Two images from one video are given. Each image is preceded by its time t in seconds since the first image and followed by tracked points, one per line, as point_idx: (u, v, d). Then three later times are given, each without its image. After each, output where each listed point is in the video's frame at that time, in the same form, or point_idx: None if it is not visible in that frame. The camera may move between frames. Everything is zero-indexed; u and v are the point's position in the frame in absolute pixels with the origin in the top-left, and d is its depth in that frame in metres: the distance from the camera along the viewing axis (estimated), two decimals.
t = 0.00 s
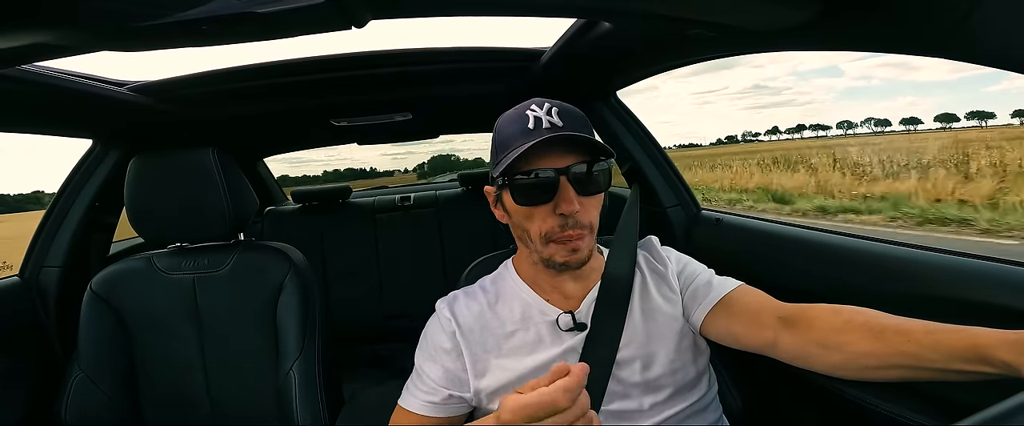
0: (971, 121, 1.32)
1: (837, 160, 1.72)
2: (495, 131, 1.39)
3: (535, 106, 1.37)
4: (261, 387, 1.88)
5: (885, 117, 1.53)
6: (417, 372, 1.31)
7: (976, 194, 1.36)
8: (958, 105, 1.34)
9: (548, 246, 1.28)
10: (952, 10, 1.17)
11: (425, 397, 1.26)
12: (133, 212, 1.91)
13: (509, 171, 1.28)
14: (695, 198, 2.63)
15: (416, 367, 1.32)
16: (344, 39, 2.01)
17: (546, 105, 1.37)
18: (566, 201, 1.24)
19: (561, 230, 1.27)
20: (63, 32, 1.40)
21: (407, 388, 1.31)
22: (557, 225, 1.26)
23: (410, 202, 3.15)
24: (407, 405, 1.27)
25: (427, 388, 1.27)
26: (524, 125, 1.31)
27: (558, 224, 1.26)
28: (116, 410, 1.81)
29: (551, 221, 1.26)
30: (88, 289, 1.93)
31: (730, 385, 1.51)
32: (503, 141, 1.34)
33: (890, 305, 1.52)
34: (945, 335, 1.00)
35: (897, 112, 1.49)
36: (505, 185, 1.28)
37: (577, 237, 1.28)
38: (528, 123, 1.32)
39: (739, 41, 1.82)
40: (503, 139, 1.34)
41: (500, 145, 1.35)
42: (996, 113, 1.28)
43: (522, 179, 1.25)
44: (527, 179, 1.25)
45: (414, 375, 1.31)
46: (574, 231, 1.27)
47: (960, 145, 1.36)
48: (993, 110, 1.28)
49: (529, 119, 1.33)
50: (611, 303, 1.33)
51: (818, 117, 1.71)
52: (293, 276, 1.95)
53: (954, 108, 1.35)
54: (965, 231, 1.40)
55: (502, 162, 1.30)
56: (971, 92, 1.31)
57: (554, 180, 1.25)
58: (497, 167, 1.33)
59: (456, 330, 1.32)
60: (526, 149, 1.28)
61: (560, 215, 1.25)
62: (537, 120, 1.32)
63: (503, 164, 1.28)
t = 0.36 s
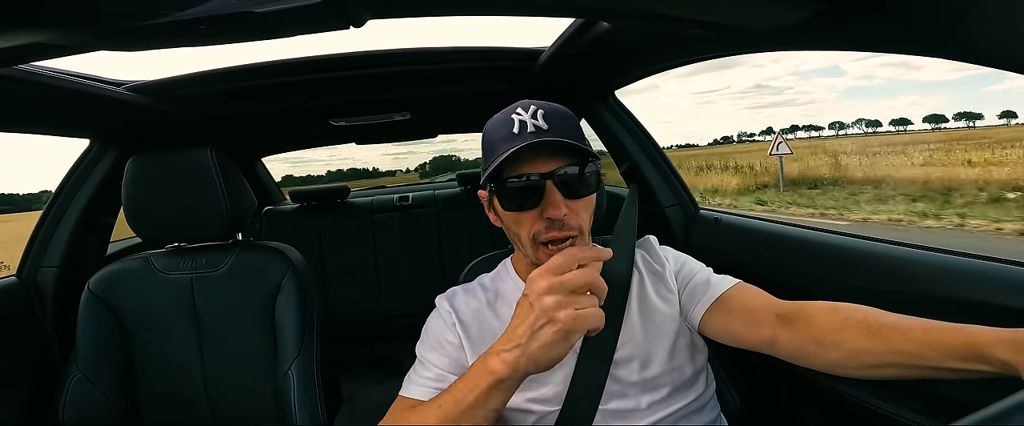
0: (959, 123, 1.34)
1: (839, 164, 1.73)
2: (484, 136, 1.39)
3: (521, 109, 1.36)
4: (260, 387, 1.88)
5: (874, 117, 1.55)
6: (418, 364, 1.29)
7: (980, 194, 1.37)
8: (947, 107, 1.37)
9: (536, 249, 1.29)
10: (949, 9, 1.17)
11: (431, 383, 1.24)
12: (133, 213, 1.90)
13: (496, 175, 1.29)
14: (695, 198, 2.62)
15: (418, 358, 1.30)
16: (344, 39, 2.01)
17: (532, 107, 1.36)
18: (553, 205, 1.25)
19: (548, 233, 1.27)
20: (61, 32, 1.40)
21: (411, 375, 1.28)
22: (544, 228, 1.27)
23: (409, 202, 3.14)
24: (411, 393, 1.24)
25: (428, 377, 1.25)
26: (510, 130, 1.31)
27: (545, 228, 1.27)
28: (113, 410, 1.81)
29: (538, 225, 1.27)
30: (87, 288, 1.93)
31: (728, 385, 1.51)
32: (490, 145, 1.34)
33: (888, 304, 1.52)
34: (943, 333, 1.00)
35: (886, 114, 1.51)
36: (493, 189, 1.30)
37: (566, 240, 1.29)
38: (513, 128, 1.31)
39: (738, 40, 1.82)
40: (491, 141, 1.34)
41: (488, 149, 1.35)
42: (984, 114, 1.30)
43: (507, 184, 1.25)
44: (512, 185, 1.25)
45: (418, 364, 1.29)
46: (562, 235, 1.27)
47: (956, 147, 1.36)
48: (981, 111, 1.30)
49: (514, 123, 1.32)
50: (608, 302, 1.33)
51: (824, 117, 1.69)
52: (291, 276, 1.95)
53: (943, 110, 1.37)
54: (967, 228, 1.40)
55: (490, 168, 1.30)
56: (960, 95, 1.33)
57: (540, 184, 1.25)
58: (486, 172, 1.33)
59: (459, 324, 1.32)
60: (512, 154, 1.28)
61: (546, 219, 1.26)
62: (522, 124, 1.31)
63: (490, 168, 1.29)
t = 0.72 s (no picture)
0: (954, 124, 1.36)
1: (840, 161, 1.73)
2: (491, 128, 1.41)
3: (530, 101, 1.38)
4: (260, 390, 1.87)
5: (866, 118, 1.60)
6: (405, 367, 1.30)
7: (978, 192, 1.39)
8: (941, 111, 1.38)
9: (547, 233, 1.30)
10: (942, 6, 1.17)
11: (407, 391, 1.26)
12: (127, 215, 1.90)
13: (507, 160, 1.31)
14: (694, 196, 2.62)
15: (404, 363, 1.31)
16: (340, 40, 2.01)
17: (541, 99, 1.39)
18: (565, 187, 1.28)
19: (559, 216, 1.29)
20: (55, 35, 1.40)
21: (392, 380, 1.31)
22: (556, 211, 1.29)
23: (406, 202, 3.14)
24: (390, 399, 1.27)
25: (412, 382, 1.27)
26: (520, 118, 1.33)
27: (557, 211, 1.29)
28: (115, 415, 1.80)
29: (549, 208, 1.29)
30: (83, 291, 1.92)
31: (727, 382, 1.51)
32: (499, 134, 1.37)
33: (886, 300, 1.52)
34: (942, 328, 1.00)
35: (881, 115, 1.55)
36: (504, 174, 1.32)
37: (576, 224, 1.31)
38: (524, 116, 1.33)
39: (733, 38, 1.82)
40: (499, 131, 1.37)
41: (496, 138, 1.38)
42: (975, 116, 1.32)
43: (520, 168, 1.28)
44: (527, 169, 1.28)
45: (401, 369, 1.31)
46: (573, 217, 1.30)
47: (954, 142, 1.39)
48: (971, 114, 1.33)
49: (524, 112, 1.34)
50: (606, 300, 1.33)
51: (820, 117, 1.73)
52: (288, 277, 1.95)
53: (938, 111, 1.39)
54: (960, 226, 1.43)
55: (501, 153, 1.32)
56: (958, 97, 1.34)
57: (553, 168, 1.27)
58: (496, 159, 1.35)
59: (449, 328, 1.32)
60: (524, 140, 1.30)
61: (559, 200, 1.28)
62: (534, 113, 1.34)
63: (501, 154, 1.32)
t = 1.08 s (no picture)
0: (944, 125, 1.36)
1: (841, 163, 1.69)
2: (480, 131, 1.44)
3: (513, 102, 1.40)
4: (259, 387, 1.87)
5: (860, 118, 1.60)
6: (404, 364, 1.31)
7: (971, 193, 1.38)
8: (936, 111, 1.38)
9: (533, 231, 1.32)
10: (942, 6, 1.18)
11: (404, 388, 1.26)
12: (128, 212, 1.89)
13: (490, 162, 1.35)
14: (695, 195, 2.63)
15: (403, 360, 1.32)
16: (341, 37, 2.01)
17: (524, 99, 1.40)
18: (545, 183, 1.29)
19: (543, 213, 1.30)
20: (57, 32, 1.40)
21: (392, 378, 1.31)
22: (538, 208, 1.30)
23: (406, 199, 3.14)
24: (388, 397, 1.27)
25: (410, 380, 1.27)
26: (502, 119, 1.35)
27: (540, 208, 1.30)
28: (115, 412, 1.80)
29: (532, 206, 1.30)
30: (84, 288, 1.92)
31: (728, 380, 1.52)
32: (486, 136, 1.40)
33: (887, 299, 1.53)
34: (941, 324, 1.00)
35: (872, 115, 1.56)
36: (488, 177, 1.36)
37: (561, 219, 1.32)
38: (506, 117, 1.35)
39: (733, 37, 1.82)
40: (486, 133, 1.40)
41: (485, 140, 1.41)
42: (967, 116, 1.31)
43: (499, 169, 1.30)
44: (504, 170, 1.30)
45: (400, 368, 1.31)
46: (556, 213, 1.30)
47: (949, 148, 1.37)
48: (962, 114, 1.32)
49: (507, 113, 1.36)
50: (605, 298, 1.33)
51: (812, 117, 1.72)
52: (287, 273, 1.96)
53: (931, 112, 1.39)
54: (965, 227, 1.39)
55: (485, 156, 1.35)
56: (956, 96, 1.33)
57: (532, 165, 1.29)
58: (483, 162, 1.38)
59: (448, 325, 1.32)
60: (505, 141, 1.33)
61: (540, 198, 1.29)
62: (514, 112, 1.35)
63: (485, 157, 1.36)
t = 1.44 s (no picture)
0: (938, 125, 1.35)
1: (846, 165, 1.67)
2: (493, 129, 1.40)
3: (532, 102, 1.38)
4: (260, 389, 1.87)
5: (856, 118, 1.57)
6: (405, 368, 1.31)
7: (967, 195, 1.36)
8: (929, 110, 1.37)
9: (546, 236, 1.29)
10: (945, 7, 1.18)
11: (408, 393, 1.27)
12: (132, 213, 1.90)
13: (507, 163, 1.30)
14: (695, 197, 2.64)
15: (405, 364, 1.32)
16: (343, 39, 2.02)
17: (544, 101, 1.38)
18: (564, 189, 1.26)
19: (559, 219, 1.28)
20: (60, 33, 1.40)
21: (393, 382, 1.31)
22: (554, 214, 1.27)
23: (408, 202, 3.14)
24: (390, 402, 1.28)
25: (412, 383, 1.28)
26: (522, 119, 1.32)
27: (556, 214, 1.27)
28: (116, 412, 1.80)
29: (547, 210, 1.27)
30: (86, 289, 1.92)
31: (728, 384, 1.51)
32: (502, 136, 1.36)
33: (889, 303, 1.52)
34: (943, 328, 0.99)
35: (869, 114, 1.54)
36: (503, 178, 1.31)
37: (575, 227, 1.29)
38: (526, 117, 1.33)
39: (736, 39, 1.82)
40: (501, 133, 1.36)
41: (499, 140, 1.37)
42: (959, 116, 1.30)
43: (520, 169, 1.26)
44: (524, 170, 1.26)
45: (402, 371, 1.31)
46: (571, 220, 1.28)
47: (944, 148, 1.36)
48: (956, 114, 1.30)
49: (527, 113, 1.34)
50: (607, 301, 1.33)
51: (812, 117, 1.69)
52: (289, 274, 1.96)
53: (926, 113, 1.38)
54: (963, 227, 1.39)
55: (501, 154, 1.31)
56: (950, 97, 1.33)
57: (552, 170, 1.26)
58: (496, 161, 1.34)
59: (450, 329, 1.32)
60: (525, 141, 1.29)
61: (558, 203, 1.26)
62: (535, 113, 1.32)
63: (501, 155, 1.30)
